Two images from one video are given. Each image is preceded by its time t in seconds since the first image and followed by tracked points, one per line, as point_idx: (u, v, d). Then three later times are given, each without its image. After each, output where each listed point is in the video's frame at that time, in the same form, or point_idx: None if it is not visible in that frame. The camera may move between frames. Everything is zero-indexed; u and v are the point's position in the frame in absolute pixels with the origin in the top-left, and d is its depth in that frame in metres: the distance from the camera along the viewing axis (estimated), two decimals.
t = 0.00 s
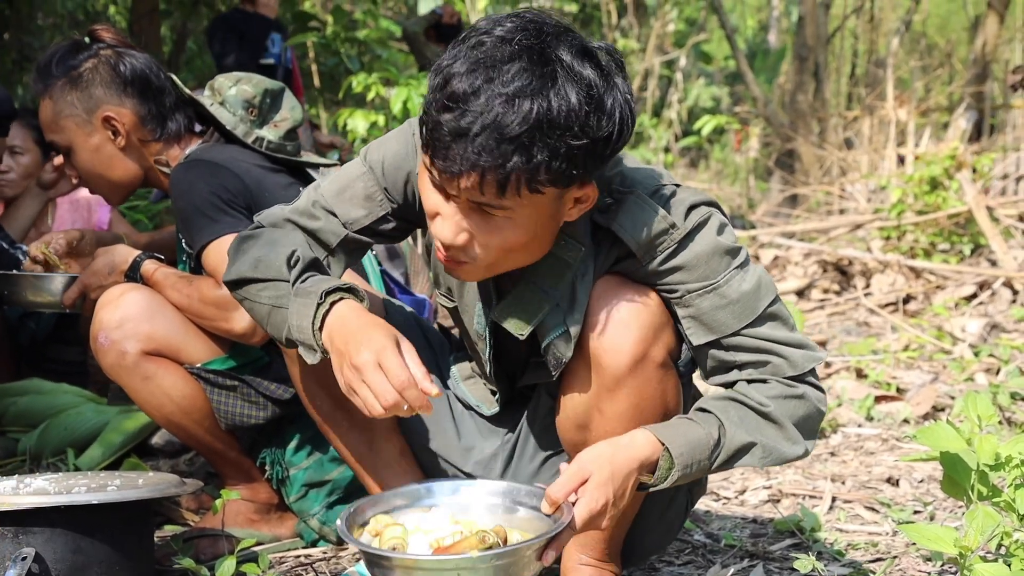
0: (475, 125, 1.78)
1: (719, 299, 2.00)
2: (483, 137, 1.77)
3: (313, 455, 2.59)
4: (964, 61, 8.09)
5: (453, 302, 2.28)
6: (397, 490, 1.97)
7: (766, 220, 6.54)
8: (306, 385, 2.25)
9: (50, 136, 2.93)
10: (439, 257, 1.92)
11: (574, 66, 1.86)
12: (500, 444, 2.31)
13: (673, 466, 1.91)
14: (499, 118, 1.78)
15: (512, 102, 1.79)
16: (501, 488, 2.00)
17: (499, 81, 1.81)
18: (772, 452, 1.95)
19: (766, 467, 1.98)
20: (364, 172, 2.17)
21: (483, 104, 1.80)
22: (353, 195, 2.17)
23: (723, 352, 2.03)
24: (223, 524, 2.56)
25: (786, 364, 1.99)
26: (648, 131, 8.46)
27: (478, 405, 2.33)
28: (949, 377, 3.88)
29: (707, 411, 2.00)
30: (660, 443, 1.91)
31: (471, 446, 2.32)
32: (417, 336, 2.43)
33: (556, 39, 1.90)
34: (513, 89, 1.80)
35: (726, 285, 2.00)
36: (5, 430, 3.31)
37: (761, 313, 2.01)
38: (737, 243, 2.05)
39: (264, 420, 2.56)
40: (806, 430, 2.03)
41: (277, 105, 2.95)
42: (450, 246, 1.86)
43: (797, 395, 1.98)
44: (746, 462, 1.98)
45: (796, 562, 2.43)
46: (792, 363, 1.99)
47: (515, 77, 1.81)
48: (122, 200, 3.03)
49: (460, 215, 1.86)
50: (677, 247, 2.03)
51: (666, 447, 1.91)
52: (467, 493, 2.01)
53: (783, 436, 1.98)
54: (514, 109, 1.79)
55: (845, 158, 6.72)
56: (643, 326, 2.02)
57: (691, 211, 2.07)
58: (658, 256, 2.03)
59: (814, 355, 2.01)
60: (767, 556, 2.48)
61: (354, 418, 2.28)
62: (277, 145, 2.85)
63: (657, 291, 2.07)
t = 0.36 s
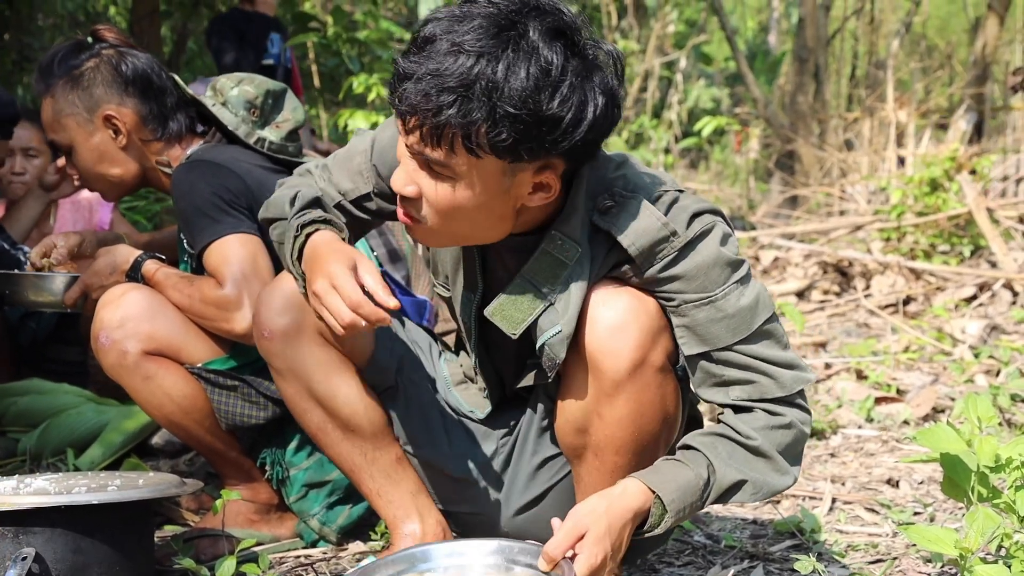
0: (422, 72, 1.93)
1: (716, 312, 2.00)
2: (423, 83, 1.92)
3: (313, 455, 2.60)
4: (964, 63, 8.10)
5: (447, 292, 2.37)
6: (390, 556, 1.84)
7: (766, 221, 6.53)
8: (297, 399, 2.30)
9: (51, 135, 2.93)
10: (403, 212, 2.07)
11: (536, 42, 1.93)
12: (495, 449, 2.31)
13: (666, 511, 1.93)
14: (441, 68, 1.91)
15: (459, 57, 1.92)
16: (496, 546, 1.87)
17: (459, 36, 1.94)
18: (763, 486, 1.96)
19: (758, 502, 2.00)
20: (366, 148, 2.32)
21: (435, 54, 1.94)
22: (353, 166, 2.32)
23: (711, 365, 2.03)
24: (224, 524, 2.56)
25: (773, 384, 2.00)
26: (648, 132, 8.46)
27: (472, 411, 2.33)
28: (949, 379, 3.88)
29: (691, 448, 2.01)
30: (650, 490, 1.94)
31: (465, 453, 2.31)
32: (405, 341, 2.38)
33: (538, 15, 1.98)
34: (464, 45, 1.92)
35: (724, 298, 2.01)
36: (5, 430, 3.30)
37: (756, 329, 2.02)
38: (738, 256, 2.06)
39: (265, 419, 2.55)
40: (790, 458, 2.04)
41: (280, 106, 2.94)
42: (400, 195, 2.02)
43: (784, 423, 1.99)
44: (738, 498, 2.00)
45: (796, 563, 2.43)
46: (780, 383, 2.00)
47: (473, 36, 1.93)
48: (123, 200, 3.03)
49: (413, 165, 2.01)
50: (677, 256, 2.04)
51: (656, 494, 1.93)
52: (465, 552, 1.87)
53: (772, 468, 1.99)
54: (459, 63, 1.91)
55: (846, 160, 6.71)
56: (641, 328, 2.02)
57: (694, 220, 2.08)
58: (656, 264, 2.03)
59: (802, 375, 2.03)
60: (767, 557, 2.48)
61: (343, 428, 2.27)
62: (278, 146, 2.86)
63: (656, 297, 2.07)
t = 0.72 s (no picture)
0: (390, 72, 1.96)
1: (709, 319, 2.01)
2: (392, 83, 1.95)
3: (314, 460, 2.60)
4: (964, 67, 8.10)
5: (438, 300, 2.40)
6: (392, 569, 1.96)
7: (766, 224, 6.53)
8: (298, 410, 2.28)
9: (52, 138, 2.93)
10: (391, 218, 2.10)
11: (499, 33, 1.94)
12: (493, 460, 2.31)
13: (663, 524, 1.92)
14: (407, 67, 1.94)
15: (424, 55, 1.94)
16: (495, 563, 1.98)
17: (422, 33, 1.96)
18: (756, 496, 1.98)
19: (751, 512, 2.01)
20: (361, 162, 2.35)
21: (402, 53, 1.96)
22: (348, 178, 2.35)
23: (702, 369, 2.03)
24: (224, 528, 2.57)
25: (764, 391, 2.03)
26: (648, 134, 8.47)
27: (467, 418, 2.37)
28: (949, 382, 3.88)
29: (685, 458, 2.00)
30: (648, 504, 1.93)
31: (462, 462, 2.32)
32: (404, 349, 2.39)
33: (502, 6, 1.99)
34: (428, 42, 1.94)
35: (718, 305, 2.02)
36: (5, 434, 3.31)
37: (748, 336, 2.04)
38: (733, 263, 2.07)
39: (266, 424, 2.55)
40: (779, 466, 2.07)
41: (280, 110, 2.95)
42: (386, 198, 2.03)
43: (776, 432, 2.02)
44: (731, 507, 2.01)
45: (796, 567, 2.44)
46: (771, 390, 2.03)
47: (436, 31, 1.95)
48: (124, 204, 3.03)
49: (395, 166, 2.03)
50: (671, 262, 2.04)
51: (654, 507, 1.92)
52: (464, 567, 1.98)
53: (764, 477, 2.01)
54: (423, 61, 1.93)
55: (846, 163, 6.71)
56: (638, 332, 2.03)
57: (689, 224, 2.08)
58: (652, 268, 2.04)
59: (792, 382, 2.05)
60: (768, 562, 2.49)
61: (343, 437, 2.27)
62: (280, 150, 2.86)
63: (652, 301, 2.07)
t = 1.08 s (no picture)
0: (382, 73, 1.97)
1: (708, 318, 2.01)
2: (386, 86, 1.96)
3: (315, 462, 2.59)
4: (965, 67, 8.10)
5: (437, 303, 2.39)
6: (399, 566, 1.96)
7: (767, 225, 6.53)
8: (299, 415, 2.28)
9: (53, 141, 2.93)
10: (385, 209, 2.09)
11: (487, 29, 1.93)
12: (493, 463, 2.32)
13: (666, 523, 1.93)
14: (399, 68, 1.94)
15: (414, 55, 1.94)
16: (497, 561, 1.98)
17: (411, 35, 1.96)
18: (758, 497, 1.98)
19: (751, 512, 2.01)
20: (355, 165, 2.36)
21: (393, 54, 1.97)
22: (343, 181, 2.36)
23: (700, 367, 2.04)
24: (225, 529, 2.57)
25: (763, 390, 2.03)
26: (648, 136, 8.47)
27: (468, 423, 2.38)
28: (950, 383, 3.88)
29: (686, 458, 2.00)
30: (651, 503, 1.93)
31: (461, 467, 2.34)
32: (404, 351, 2.40)
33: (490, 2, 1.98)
34: (418, 42, 1.95)
35: (717, 304, 2.02)
36: (6, 436, 3.31)
37: (746, 335, 2.04)
38: (732, 263, 2.07)
39: (267, 425, 2.56)
40: (777, 466, 2.07)
41: (281, 111, 2.95)
42: (387, 196, 2.04)
43: (774, 432, 2.02)
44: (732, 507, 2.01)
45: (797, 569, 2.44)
46: (768, 390, 2.03)
47: (426, 31, 1.95)
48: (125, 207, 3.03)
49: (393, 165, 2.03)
50: (671, 260, 2.04)
51: (657, 506, 1.93)
52: (467, 565, 1.98)
53: (763, 477, 2.01)
54: (414, 61, 1.94)
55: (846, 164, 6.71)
56: (638, 330, 2.03)
57: (689, 223, 2.09)
58: (653, 266, 2.04)
59: (790, 383, 2.05)
60: (769, 563, 2.49)
61: (344, 441, 2.26)
62: (280, 151, 2.86)
63: (652, 299, 2.07)
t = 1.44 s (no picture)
0: (372, 73, 1.98)
1: (707, 318, 2.02)
2: (375, 85, 1.96)
3: (314, 463, 2.60)
4: (965, 69, 8.10)
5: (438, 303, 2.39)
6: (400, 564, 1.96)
7: (766, 227, 6.53)
8: (298, 414, 2.28)
9: (53, 141, 2.93)
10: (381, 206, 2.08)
11: (474, 28, 1.93)
12: (493, 465, 2.32)
13: (667, 523, 1.93)
14: (388, 68, 1.95)
15: (403, 55, 1.95)
16: (499, 558, 1.98)
17: (400, 35, 1.97)
18: (758, 498, 1.98)
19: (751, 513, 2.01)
20: (356, 166, 2.37)
21: (382, 55, 1.98)
22: (345, 181, 2.36)
23: (700, 367, 2.04)
24: (225, 530, 2.57)
25: (762, 391, 2.03)
26: (648, 137, 8.48)
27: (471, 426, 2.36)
28: (950, 385, 3.88)
29: (686, 459, 2.00)
30: (653, 503, 1.93)
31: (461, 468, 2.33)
32: (404, 352, 2.39)
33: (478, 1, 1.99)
34: (407, 41, 1.95)
35: (717, 304, 2.02)
36: (6, 436, 3.31)
37: (745, 336, 2.05)
38: (732, 264, 2.08)
39: (267, 426, 2.56)
40: (777, 468, 2.07)
41: (282, 113, 2.95)
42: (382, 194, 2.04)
43: (773, 433, 2.03)
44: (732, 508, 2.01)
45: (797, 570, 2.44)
46: (767, 391, 2.03)
47: (414, 31, 1.96)
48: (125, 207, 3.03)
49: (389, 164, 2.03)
50: (671, 260, 2.05)
51: (659, 507, 1.93)
52: (467, 563, 1.98)
53: (763, 478, 2.02)
54: (403, 61, 1.94)
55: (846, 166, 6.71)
56: (638, 330, 2.03)
57: (689, 224, 2.09)
58: (653, 266, 2.04)
59: (789, 384, 2.05)
60: (769, 564, 2.49)
61: (344, 442, 2.26)
62: (281, 153, 2.86)
63: (652, 299, 2.07)
